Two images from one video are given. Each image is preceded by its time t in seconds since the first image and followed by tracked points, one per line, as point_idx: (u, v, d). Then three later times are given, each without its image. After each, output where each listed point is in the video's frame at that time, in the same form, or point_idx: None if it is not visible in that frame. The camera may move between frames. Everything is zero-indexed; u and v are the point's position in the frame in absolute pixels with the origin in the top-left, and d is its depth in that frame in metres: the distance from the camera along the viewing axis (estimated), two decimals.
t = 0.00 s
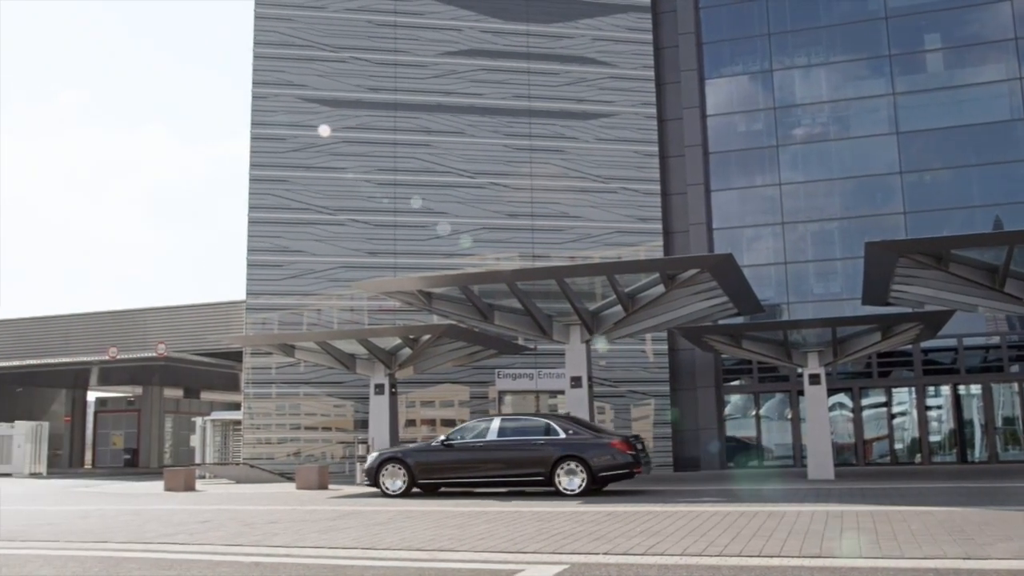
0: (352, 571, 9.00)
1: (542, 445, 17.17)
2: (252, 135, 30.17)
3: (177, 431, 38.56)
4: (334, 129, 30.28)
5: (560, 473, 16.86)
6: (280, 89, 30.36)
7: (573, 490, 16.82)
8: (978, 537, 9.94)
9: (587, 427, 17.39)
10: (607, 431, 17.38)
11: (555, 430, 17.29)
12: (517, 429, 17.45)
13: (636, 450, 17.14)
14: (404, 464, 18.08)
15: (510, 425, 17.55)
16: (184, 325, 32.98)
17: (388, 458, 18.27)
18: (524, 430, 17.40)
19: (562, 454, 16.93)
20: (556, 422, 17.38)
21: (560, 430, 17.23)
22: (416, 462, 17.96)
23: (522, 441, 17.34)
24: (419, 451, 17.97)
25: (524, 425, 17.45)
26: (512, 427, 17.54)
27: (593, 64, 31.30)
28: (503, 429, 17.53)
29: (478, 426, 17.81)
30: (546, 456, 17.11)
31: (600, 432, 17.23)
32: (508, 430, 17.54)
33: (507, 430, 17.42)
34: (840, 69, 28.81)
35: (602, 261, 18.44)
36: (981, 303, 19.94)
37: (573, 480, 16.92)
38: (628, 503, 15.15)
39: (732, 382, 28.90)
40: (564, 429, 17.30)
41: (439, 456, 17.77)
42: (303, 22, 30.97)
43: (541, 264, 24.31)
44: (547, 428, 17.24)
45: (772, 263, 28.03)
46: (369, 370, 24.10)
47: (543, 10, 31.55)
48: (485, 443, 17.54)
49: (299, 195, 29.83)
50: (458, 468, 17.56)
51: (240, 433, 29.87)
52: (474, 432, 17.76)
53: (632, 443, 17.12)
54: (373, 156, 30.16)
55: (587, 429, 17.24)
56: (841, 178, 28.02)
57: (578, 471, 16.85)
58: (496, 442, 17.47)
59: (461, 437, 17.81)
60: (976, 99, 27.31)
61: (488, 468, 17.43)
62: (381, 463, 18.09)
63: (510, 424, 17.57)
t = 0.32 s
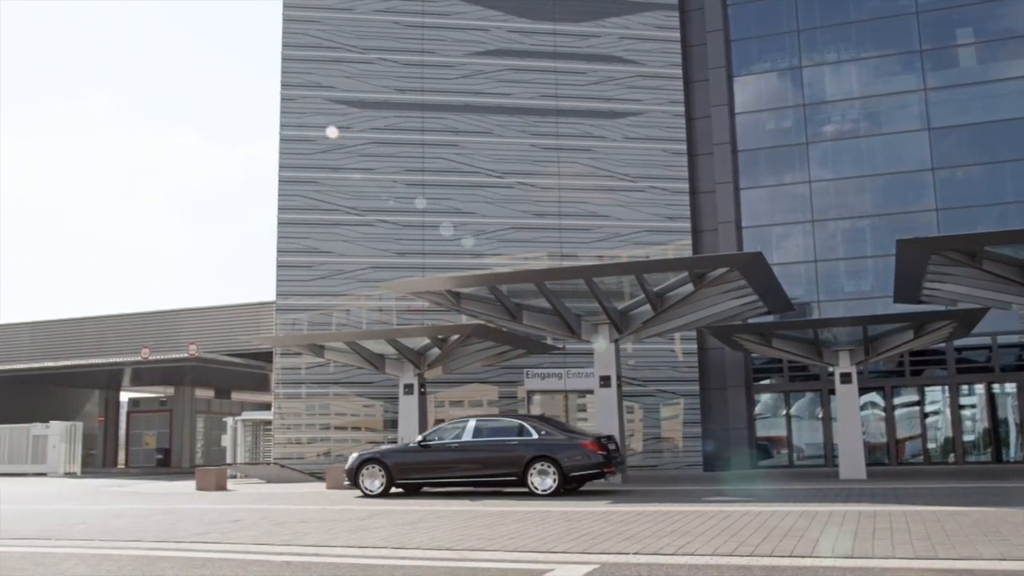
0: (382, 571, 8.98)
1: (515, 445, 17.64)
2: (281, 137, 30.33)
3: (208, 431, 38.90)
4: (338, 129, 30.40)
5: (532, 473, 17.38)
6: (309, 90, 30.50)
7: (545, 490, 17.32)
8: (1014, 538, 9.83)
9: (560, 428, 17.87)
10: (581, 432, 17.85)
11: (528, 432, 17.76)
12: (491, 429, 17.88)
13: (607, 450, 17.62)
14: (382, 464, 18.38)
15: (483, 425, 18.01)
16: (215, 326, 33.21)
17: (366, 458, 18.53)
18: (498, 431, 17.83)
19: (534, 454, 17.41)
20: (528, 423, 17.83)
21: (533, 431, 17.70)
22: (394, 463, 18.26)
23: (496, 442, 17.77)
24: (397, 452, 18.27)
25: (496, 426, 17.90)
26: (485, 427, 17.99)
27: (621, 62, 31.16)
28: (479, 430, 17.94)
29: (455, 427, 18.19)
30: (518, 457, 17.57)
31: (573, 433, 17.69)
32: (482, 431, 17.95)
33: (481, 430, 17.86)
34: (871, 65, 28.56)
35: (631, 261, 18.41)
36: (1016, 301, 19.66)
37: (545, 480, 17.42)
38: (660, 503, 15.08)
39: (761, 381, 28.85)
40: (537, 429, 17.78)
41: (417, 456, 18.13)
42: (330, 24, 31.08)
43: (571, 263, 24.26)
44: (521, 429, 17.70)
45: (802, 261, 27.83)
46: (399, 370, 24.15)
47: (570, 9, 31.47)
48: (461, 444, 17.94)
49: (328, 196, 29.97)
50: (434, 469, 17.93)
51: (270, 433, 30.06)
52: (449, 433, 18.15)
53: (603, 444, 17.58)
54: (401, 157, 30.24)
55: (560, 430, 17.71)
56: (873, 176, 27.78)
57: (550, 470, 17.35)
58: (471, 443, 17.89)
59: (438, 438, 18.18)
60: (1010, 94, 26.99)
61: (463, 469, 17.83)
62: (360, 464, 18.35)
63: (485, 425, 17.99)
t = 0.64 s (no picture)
0: (410, 570, 8.98)
1: (485, 446, 17.95)
2: (308, 138, 30.50)
3: (237, 431, 39.19)
4: (348, 129, 30.51)
5: (502, 473, 17.69)
6: (335, 92, 30.67)
7: (515, 489, 17.64)
8: None
9: (531, 429, 18.17)
10: (552, 433, 18.15)
11: (499, 432, 18.07)
12: (462, 430, 18.22)
13: (576, 451, 17.92)
14: (359, 465, 18.77)
15: (457, 426, 18.40)
16: (243, 326, 33.41)
17: (344, 459, 18.92)
18: (469, 431, 18.16)
19: (504, 455, 17.71)
20: (499, 424, 18.15)
21: (503, 432, 18.01)
22: (371, 463, 18.65)
23: (467, 443, 18.11)
24: (374, 452, 18.67)
25: (468, 426, 18.26)
26: (457, 427, 18.34)
27: (646, 61, 31.07)
28: (451, 431, 18.28)
29: (429, 428, 18.57)
30: (489, 457, 17.89)
31: (544, 434, 18.00)
32: (454, 431, 18.29)
33: (454, 430, 18.25)
34: (899, 61, 28.32)
35: (656, 260, 18.36)
36: None
37: (515, 480, 17.73)
38: (687, 503, 15.00)
39: (790, 381, 28.64)
40: (507, 430, 18.08)
41: (392, 457, 18.53)
42: (356, 25, 31.22)
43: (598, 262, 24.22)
44: (491, 430, 18.02)
45: (830, 259, 27.62)
46: (426, 370, 24.22)
47: (594, 7, 31.41)
48: (434, 445, 18.31)
49: (354, 197, 30.07)
50: (408, 469, 18.33)
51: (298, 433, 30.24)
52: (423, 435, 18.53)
53: (572, 444, 17.88)
54: (427, 157, 30.29)
55: (530, 431, 18.01)
56: (902, 173, 27.55)
57: (518, 471, 17.68)
58: (444, 444, 18.24)
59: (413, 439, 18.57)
60: None
61: (435, 469, 18.20)
62: (338, 464, 18.74)
63: (457, 426, 18.34)
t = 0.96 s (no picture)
0: (435, 571, 8.98)
1: (452, 447, 18.33)
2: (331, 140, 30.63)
3: (261, 431, 39.48)
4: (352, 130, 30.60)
5: (468, 474, 18.08)
6: (358, 93, 30.78)
7: (480, 489, 18.06)
8: None
9: (496, 430, 18.56)
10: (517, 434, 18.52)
11: (466, 434, 18.45)
12: (430, 432, 18.59)
13: (540, 453, 18.35)
14: (332, 466, 19.05)
15: (426, 429, 18.76)
16: (268, 328, 33.59)
17: (317, 460, 19.21)
18: (436, 433, 18.55)
19: (470, 456, 18.10)
20: (466, 426, 18.53)
21: (470, 433, 18.40)
22: (344, 464, 18.93)
23: (434, 444, 18.48)
24: (346, 453, 18.96)
25: (436, 427, 18.61)
26: (424, 429, 18.71)
27: (668, 59, 30.97)
28: (419, 432, 18.65)
29: (399, 429, 18.95)
30: (456, 458, 18.26)
31: (508, 435, 18.41)
32: (422, 433, 18.67)
33: (423, 432, 18.62)
34: (924, 58, 28.10)
35: (679, 259, 18.30)
36: None
37: (481, 481, 18.14)
38: (710, 503, 14.96)
39: (814, 380, 28.50)
40: (473, 432, 18.45)
41: (364, 458, 18.82)
42: (377, 27, 31.32)
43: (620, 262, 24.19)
44: (458, 432, 18.40)
45: (855, 258, 27.44)
46: (449, 370, 24.27)
47: (615, 5, 31.33)
48: (402, 446, 18.67)
49: (377, 198, 30.16)
50: (379, 471, 18.65)
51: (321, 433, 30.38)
52: (393, 437, 18.89)
53: (535, 445, 18.28)
54: (449, 157, 30.33)
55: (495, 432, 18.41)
56: (927, 170, 27.33)
57: (484, 471, 18.08)
58: (413, 445, 18.61)
59: (383, 441, 18.91)
60: None
61: (404, 470, 18.56)
62: (311, 465, 19.01)
63: (425, 427, 18.69)
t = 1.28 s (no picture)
0: (456, 571, 8.98)
1: (418, 448, 18.53)
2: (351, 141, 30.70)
3: (282, 431, 39.63)
4: (362, 130, 30.65)
5: (433, 474, 18.28)
6: (378, 94, 30.83)
7: (444, 490, 18.25)
8: None
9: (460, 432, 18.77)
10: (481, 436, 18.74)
11: (431, 435, 18.66)
12: (396, 434, 18.79)
13: (503, 454, 18.56)
14: (303, 467, 19.24)
15: (393, 431, 18.95)
16: (288, 329, 33.69)
17: (289, 461, 19.40)
18: (402, 434, 18.74)
19: (435, 457, 18.31)
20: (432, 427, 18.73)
21: (435, 435, 18.61)
22: (315, 465, 19.11)
23: (399, 446, 18.68)
24: (318, 455, 19.14)
25: (404, 429, 18.82)
26: (391, 431, 18.90)
27: (688, 58, 30.86)
28: (386, 434, 18.85)
29: (368, 431, 19.15)
30: (420, 459, 18.47)
31: (472, 437, 18.61)
32: (389, 435, 18.87)
33: (390, 434, 18.81)
34: (945, 55, 27.91)
35: (699, 258, 18.23)
36: None
37: (444, 481, 18.33)
38: (732, 503, 14.90)
39: (836, 380, 28.35)
40: (439, 433, 18.65)
41: (334, 459, 19.01)
42: (396, 28, 31.37)
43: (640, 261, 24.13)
44: (423, 433, 18.61)
45: (877, 257, 27.27)
46: (468, 370, 24.26)
47: (634, 4, 31.26)
48: (370, 448, 18.84)
49: (397, 198, 30.20)
50: (348, 471, 18.82)
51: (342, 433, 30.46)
52: (362, 439, 19.09)
53: (498, 446, 18.44)
54: (468, 158, 30.34)
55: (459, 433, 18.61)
56: (949, 168, 27.14)
57: (447, 472, 18.28)
58: (380, 447, 18.79)
59: (352, 443, 19.10)
60: None
61: (373, 471, 18.72)
62: (283, 466, 19.20)
63: (391, 429, 18.89)
